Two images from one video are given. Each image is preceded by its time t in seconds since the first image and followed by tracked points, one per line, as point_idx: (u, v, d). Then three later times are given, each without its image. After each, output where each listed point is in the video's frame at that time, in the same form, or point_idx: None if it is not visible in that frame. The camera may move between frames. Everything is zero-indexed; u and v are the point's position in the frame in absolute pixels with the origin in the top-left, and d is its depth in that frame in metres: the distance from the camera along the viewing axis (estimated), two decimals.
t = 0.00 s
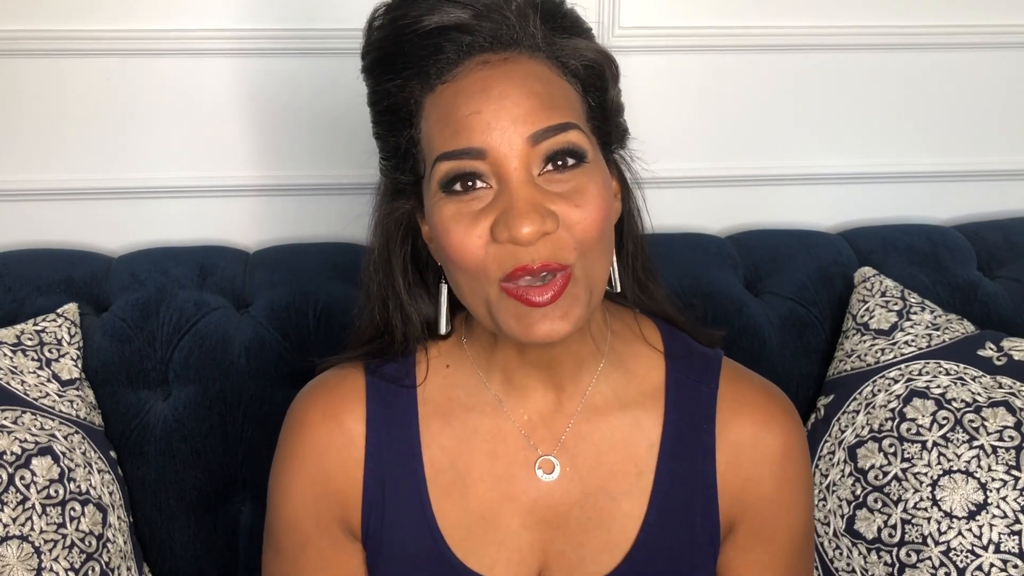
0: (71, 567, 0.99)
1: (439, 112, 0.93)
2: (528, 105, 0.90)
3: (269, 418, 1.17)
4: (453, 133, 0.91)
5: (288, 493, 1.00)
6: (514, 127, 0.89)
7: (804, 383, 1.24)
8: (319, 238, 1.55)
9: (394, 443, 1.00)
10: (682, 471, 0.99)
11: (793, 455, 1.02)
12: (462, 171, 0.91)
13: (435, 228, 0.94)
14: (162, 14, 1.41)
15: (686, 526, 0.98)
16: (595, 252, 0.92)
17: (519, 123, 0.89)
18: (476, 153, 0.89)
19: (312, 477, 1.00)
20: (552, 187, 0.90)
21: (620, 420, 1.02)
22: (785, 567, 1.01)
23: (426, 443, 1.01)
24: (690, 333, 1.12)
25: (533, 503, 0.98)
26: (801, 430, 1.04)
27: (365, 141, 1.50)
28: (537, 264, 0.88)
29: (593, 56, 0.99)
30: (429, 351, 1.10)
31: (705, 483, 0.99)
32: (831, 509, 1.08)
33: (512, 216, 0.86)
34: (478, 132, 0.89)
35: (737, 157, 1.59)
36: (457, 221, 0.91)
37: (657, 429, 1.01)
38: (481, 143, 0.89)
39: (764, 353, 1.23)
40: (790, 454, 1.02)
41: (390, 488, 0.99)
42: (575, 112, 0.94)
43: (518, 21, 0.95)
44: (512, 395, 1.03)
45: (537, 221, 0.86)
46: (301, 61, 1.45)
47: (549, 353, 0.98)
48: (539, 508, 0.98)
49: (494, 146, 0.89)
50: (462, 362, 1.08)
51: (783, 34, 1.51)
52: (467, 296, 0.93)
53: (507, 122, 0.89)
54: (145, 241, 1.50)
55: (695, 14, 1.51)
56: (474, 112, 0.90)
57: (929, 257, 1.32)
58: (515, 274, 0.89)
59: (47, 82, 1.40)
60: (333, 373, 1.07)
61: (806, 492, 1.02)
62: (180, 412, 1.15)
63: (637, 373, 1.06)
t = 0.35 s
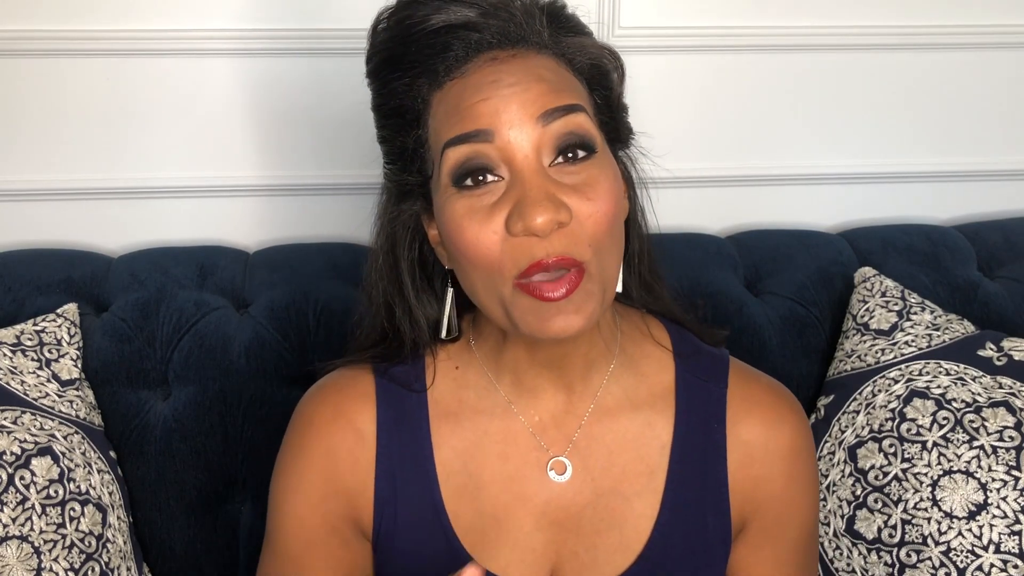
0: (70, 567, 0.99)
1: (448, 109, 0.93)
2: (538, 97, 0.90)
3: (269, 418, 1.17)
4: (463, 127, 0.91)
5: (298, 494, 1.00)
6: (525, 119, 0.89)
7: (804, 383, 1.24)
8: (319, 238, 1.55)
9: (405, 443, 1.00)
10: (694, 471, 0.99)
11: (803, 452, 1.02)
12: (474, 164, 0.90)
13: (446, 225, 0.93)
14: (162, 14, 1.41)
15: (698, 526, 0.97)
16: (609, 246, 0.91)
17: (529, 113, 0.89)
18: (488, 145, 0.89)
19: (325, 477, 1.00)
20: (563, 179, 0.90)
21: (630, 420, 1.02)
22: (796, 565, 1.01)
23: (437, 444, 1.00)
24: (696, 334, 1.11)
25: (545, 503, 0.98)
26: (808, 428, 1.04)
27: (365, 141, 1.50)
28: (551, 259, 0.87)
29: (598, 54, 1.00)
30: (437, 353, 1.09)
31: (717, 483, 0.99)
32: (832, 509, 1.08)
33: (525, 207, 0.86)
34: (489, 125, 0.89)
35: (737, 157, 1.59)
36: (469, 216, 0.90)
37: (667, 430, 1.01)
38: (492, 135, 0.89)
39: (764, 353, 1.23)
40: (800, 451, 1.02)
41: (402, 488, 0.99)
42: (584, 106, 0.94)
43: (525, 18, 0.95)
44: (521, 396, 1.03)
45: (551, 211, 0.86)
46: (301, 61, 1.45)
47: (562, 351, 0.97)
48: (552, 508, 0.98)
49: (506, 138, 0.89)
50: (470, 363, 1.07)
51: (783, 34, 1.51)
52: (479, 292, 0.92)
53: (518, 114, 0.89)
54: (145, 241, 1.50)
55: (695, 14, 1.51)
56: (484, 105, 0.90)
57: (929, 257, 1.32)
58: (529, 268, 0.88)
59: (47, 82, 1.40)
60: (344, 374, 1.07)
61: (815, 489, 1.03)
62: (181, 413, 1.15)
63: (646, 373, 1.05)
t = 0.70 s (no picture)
0: (70, 567, 0.99)
1: (454, 123, 0.93)
2: (544, 110, 0.90)
3: (269, 417, 1.17)
4: (469, 141, 0.90)
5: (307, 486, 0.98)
6: (532, 133, 0.89)
7: (804, 384, 1.24)
8: (319, 238, 1.55)
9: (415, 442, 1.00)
10: (702, 473, 0.99)
11: (811, 460, 1.03)
12: (481, 180, 0.90)
13: (455, 238, 0.94)
14: (163, 14, 1.41)
15: (706, 527, 0.98)
16: (620, 252, 0.92)
17: (536, 128, 0.89)
18: (495, 160, 0.89)
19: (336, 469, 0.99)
20: (571, 192, 0.90)
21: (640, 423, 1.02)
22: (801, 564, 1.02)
23: (446, 444, 1.00)
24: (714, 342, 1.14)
25: (554, 504, 0.98)
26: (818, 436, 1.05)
27: (364, 141, 1.50)
28: (563, 268, 0.87)
29: (603, 58, 0.99)
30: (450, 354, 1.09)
31: (725, 485, 0.99)
32: (831, 509, 1.08)
33: (534, 224, 0.86)
34: (495, 140, 0.89)
35: (737, 157, 1.59)
36: (477, 231, 0.90)
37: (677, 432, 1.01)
38: (499, 150, 0.89)
39: (764, 353, 1.23)
40: (808, 459, 1.03)
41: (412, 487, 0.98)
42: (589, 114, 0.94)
43: (528, 27, 0.95)
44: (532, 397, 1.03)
45: (560, 227, 0.86)
46: (301, 61, 1.45)
47: (574, 357, 0.98)
48: (560, 509, 0.98)
49: (512, 154, 0.89)
50: (481, 363, 1.08)
51: (783, 34, 1.51)
52: (489, 305, 0.93)
53: (524, 128, 0.89)
54: (144, 241, 1.50)
55: (696, 14, 1.51)
56: (490, 120, 0.89)
57: (929, 257, 1.32)
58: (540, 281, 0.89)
59: (46, 82, 1.40)
60: (353, 370, 1.07)
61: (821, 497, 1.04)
62: (181, 413, 1.15)
63: (657, 376, 1.05)
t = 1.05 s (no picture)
0: (70, 567, 0.99)
1: (456, 117, 0.93)
2: (544, 104, 0.89)
3: (269, 417, 1.17)
4: (470, 135, 0.91)
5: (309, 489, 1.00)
6: (532, 127, 0.88)
7: (804, 384, 1.24)
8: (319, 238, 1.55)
9: (415, 446, 1.00)
10: (708, 491, 0.96)
11: (824, 483, 0.99)
12: (481, 173, 0.90)
13: (456, 233, 0.93)
14: (163, 13, 1.41)
15: (708, 546, 0.95)
16: (620, 248, 0.91)
17: (535, 121, 0.89)
18: (494, 152, 0.89)
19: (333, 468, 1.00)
20: (571, 186, 0.90)
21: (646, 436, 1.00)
22: None
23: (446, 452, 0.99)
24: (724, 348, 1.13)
25: (552, 518, 0.96)
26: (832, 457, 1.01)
27: (364, 140, 1.50)
28: (560, 259, 0.87)
29: (608, 55, 0.99)
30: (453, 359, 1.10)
31: (731, 504, 0.96)
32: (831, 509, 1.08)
33: (532, 216, 0.86)
34: (495, 134, 0.89)
35: (738, 157, 1.59)
36: (477, 225, 0.90)
37: (684, 448, 0.99)
38: (498, 143, 0.89)
39: (765, 353, 1.23)
40: (822, 481, 0.99)
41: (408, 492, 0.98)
42: (591, 109, 0.94)
43: (532, 22, 0.95)
44: (536, 403, 1.02)
45: (558, 219, 0.85)
46: (301, 61, 1.45)
47: (576, 360, 0.96)
48: (558, 524, 0.96)
49: (512, 147, 0.88)
50: (485, 367, 1.08)
51: (783, 34, 1.51)
52: (489, 299, 0.93)
53: (524, 121, 0.88)
54: (145, 242, 1.50)
55: (696, 15, 1.51)
56: (490, 114, 0.89)
57: (929, 257, 1.32)
58: (537, 274, 0.88)
59: (47, 82, 1.40)
60: (360, 367, 1.08)
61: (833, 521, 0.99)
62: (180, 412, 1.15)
63: (665, 390, 1.03)
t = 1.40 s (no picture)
0: (71, 567, 0.99)
1: (451, 121, 0.93)
2: (540, 109, 0.90)
3: (269, 417, 1.17)
4: (465, 139, 0.91)
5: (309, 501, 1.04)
6: (527, 132, 0.89)
7: (804, 384, 1.24)
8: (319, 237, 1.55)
9: (405, 453, 1.00)
10: (699, 500, 0.96)
11: (818, 495, 0.98)
12: (476, 177, 0.90)
13: (450, 237, 0.93)
14: (164, 13, 1.41)
15: (697, 556, 0.95)
16: (614, 255, 0.90)
17: (531, 125, 0.89)
18: (489, 156, 0.89)
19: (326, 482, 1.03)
20: (566, 190, 0.89)
21: (638, 444, 0.99)
22: None
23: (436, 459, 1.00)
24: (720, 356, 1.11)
25: (542, 526, 0.96)
26: (829, 469, 1.00)
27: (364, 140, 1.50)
28: (554, 265, 0.87)
29: (602, 62, 1.00)
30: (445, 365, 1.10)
31: (723, 514, 0.96)
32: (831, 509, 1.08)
33: (527, 219, 0.86)
34: (491, 137, 0.89)
35: (737, 157, 1.59)
36: (472, 229, 0.90)
37: (676, 457, 0.98)
38: (493, 147, 0.89)
39: (765, 354, 1.23)
40: (816, 493, 0.98)
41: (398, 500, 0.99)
42: (586, 115, 0.94)
43: (527, 28, 0.95)
44: (528, 413, 1.02)
45: (552, 223, 0.85)
46: (302, 60, 1.45)
47: (568, 365, 0.96)
48: (548, 532, 0.95)
49: (507, 151, 0.89)
50: (477, 377, 1.08)
51: (783, 33, 1.51)
52: (483, 305, 0.92)
53: (519, 125, 0.89)
54: (145, 241, 1.50)
55: (696, 14, 1.51)
56: (486, 118, 0.90)
57: (929, 257, 1.32)
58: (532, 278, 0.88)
59: (47, 82, 1.40)
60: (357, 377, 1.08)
61: (830, 533, 0.99)
62: (181, 412, 1.15)
63: (658, 399, 1.02)
